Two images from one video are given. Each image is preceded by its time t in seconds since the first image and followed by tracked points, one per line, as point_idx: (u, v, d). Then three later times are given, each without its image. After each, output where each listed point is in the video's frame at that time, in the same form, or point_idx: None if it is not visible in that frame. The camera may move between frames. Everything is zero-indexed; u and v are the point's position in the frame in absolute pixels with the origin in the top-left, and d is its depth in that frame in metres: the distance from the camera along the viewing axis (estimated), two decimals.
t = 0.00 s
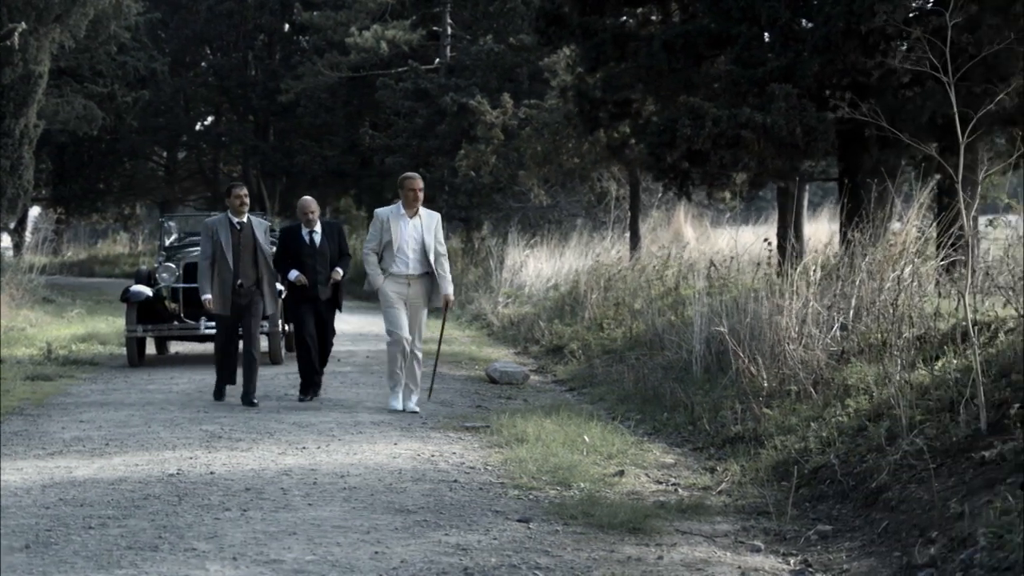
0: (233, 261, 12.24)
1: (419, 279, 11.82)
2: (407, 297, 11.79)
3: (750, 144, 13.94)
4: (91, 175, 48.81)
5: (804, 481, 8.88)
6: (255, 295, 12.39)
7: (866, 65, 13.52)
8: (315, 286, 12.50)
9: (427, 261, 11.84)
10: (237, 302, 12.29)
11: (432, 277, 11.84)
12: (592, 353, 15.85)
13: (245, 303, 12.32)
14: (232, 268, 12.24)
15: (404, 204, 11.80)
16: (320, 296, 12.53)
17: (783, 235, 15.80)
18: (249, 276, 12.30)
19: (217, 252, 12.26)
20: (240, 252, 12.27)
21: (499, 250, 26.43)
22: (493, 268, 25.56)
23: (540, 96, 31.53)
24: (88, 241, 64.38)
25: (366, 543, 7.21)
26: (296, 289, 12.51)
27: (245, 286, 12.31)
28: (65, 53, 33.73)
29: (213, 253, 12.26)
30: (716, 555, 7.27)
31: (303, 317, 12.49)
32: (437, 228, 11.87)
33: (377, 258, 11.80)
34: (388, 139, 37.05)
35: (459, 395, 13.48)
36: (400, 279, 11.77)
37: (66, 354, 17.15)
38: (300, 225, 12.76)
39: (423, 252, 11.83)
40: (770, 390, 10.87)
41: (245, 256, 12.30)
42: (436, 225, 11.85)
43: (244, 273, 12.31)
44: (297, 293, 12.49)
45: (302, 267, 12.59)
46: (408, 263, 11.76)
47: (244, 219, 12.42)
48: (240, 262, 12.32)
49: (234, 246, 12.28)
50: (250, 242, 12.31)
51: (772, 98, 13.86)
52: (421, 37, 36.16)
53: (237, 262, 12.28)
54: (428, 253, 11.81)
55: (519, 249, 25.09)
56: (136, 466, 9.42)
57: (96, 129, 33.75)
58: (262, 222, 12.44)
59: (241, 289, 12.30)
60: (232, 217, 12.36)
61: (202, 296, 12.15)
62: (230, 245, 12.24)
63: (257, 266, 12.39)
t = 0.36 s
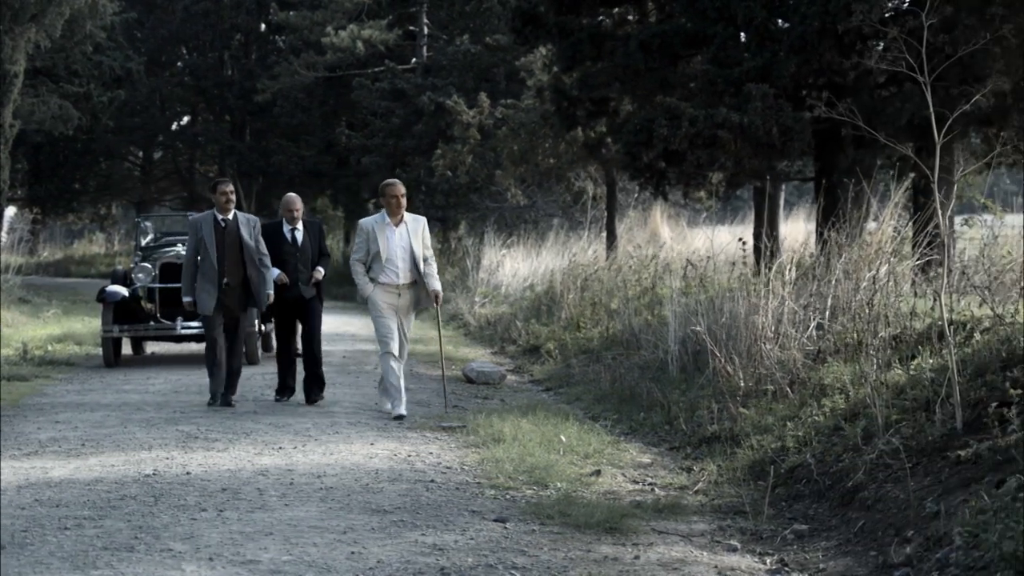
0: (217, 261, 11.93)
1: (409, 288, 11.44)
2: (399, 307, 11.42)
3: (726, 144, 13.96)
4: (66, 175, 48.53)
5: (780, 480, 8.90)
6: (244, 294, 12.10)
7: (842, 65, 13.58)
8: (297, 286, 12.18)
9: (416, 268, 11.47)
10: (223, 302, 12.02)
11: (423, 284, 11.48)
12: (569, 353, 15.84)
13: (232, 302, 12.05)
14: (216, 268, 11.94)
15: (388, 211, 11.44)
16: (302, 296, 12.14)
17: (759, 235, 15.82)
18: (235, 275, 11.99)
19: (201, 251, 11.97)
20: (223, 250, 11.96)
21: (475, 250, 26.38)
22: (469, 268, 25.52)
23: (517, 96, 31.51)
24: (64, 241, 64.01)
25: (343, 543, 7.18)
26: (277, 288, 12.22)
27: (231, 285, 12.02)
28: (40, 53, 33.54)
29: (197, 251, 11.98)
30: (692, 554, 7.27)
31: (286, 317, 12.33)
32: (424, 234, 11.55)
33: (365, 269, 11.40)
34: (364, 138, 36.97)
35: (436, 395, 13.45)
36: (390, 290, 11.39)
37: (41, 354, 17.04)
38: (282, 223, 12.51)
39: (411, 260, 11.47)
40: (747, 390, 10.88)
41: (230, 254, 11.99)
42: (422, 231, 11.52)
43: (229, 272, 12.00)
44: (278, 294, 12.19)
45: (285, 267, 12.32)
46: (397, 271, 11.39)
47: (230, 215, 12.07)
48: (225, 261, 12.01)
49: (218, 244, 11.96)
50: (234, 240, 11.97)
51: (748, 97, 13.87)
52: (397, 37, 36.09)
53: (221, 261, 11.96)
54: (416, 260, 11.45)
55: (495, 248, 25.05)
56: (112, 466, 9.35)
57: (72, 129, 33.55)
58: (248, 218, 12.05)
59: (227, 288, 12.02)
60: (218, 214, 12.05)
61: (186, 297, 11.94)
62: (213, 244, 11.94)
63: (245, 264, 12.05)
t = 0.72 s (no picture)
0: (202, 260, 11.69)
1: (392, 281, 11.23)
2: (380, 300, 11.23)
3: (704, 143, 13.96)
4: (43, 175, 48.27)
5: (758, 480, 8.90)
6: (227, 295, 11.88)
7: (820, 65, 13.49)
8: (286, 289, 11.90)
9: (399, 262, 11.23)
10: (207, 303, 11.75)
11: (406, 278, 11.25)
12: (547, 352, 15.84)
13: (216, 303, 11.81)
14: (202, 267, 11.68)
15: (375, 201, 11.15)
16: (292, 300, 11.93)
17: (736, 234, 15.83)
18: (220, 274, 11.79)
19: (184, 250, 11.71)
20: (208, 249, 11.73)
21: (453, 250, 26.36)
22: (448, 268, 25.47)
23: (495, 96, 31.48)
24: (42, 241, 63.67)
25: (321, 544, 7.14)
26: (266, 289, 11.94)
27: (215, 285, 11.80)
28: (17, 52, 33.34)
29: (181, 250, 11.70)
30: (670, 554, 7.27)
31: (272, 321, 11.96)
32: (411, 226, 11.23)
33: (348, 259, 11.20)
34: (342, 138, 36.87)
35: (414, 395, 13.42)
36: (372, 282, 11.18)
37: (18, 355, 16.93)
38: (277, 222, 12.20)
39: (395, 252, 11.22)
40: (724, 389, 10.89)
41: (214, 253, 11.77)
42: (409, 223, 11.20)
43: (213, 272, 11.77)
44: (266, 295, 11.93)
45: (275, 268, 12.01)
46: (380, 264, 11.16)
47: (212, 214, 11.87)
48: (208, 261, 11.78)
49: (202, 243, 11.74)
50: (218, 239, 11.79)
51: (726, 97, 13.79)
52: (375, 37, 36.02)
53: (205, 260, 11.72)
54: (400, 253, 11.19)
55: (473, 248, 25.02)
56: (89, 467, 9.28)
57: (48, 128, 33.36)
58: (231, 216, 11.91)
59: (210, 289, 11.77)
60: (200, 213, 11.82)
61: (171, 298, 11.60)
62: (198, 243, 11.70)
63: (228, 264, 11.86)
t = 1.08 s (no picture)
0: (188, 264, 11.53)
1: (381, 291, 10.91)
2: (367, 309, 10.91)
3: (680, 143, 13.96)
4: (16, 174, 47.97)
5: (734, 479, 8.91)
6: (214, 301, 11.65)
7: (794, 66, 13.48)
8: (270, 293, 11.42)
9: (389, 271, 10.92)
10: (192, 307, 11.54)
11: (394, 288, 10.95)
12: (523, 352, 15.82)
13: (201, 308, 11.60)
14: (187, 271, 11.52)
15: (368, 208, 10.83)
16: (276, 304, 11.47)
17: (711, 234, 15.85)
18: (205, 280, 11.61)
19: (169, 254, 11.56)
20: (194, 254, 11.59)
21: (429, 250, 26.30)
22: (423, 268, 25.41)
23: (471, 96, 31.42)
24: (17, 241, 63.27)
25: (296, 544, 7.11)
26: (250, 293, 11.43)
27: (201, 290, 11.59)
28: None
29: (166, 254, 11.55)
30: (646, 553, 7.25)
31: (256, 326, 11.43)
32: (403, 236, 10.94)
33: (336, 266, 10.89)
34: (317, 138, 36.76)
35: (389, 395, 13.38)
36: (360, 290, 10.86)
37: None
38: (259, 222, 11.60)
39: (386, 261, 10.91)
40: (699, 389, 10.90)
41: (200, 257, 11.63)
42: (401, 232, 10.91)
43: (199, 277, 11.60)
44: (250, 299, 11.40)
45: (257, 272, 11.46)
46: (369, 272, 10.85)
47: (199, 219, 11.76)
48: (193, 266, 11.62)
49: (187, 247, 11.59)
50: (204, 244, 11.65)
51: (701, 97, 13.81)
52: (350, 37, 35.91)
53: (190, 264, 11.58)
54: (390, 262, 10.89)
55: (449, 248, 24.96)
56: (64, 468, 9.22)
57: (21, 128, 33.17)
58: (218, 221, 11.82)
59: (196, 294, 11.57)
60: (186, 218, 11.70)
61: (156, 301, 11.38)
62: (183, 246, 11.57)
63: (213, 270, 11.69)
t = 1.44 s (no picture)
0: (177, 259, 11.14)
1: (373, 283, 10.75)
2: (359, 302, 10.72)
3: (657, 143, 13.98)
4: None
5: (711, 479, 8.92)
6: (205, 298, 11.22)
7: (770, 65, 13.51)
8: (255, 287, 11.33)
9: (380, 262, 10.78)
10: (182, 305, 11.17)
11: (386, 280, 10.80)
12: (501, 352, 15.80)
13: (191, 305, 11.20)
14: (176, 268, 11.13)
15: (355, 199, 10.70)
16: (261, 298, 11.34)
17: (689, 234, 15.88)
18: (195, 277, 11.17)
19: (160, 250, 11.19)
20: (184, 249, 11.16)
21: (407, 250, 26.24)
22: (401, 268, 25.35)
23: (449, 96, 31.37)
24: None
25: (273, 544, 7.07)
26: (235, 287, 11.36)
27: (192, 287, 11.19)
28: None
29: (156, 250, 11.19)
30: (623, 553, 7.25)
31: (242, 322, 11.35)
32: (392, 226, 10.82)
33: (326, 259, 10.67)
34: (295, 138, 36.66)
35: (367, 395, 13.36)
36: (352, 283, 10.68)
37: None
38: (240, 217, 11.57)
39: (377, 253, 10.77)
40: (677, 389, 10.91)
41: (191, 253, 11.18)
42: (390, 222, 10.79)
43: (190, 274, 11.17)
44: (235, 294, 11.30)
45: (242, 265, 11.41)
46: (360, 265, 10.68)
47: (192, 212, 11.27)
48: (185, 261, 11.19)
49: (178, 243, 11.18)
50: (196, 239, 11.19)
51: (678, 97, 13.84)
52: (327, 37, 35.83)
53: (181, 261, 11.17)
54: (381, 252, 10.76)
55: (427, 248, 24.90)
56: (41, 468, 9.16)
57: None
58: (211, 214, 11.26)
59: (186, 291, 11.17)
60: (179, 211, 11.25)
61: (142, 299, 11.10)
62: (173, 242, 11.16)
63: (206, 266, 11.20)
